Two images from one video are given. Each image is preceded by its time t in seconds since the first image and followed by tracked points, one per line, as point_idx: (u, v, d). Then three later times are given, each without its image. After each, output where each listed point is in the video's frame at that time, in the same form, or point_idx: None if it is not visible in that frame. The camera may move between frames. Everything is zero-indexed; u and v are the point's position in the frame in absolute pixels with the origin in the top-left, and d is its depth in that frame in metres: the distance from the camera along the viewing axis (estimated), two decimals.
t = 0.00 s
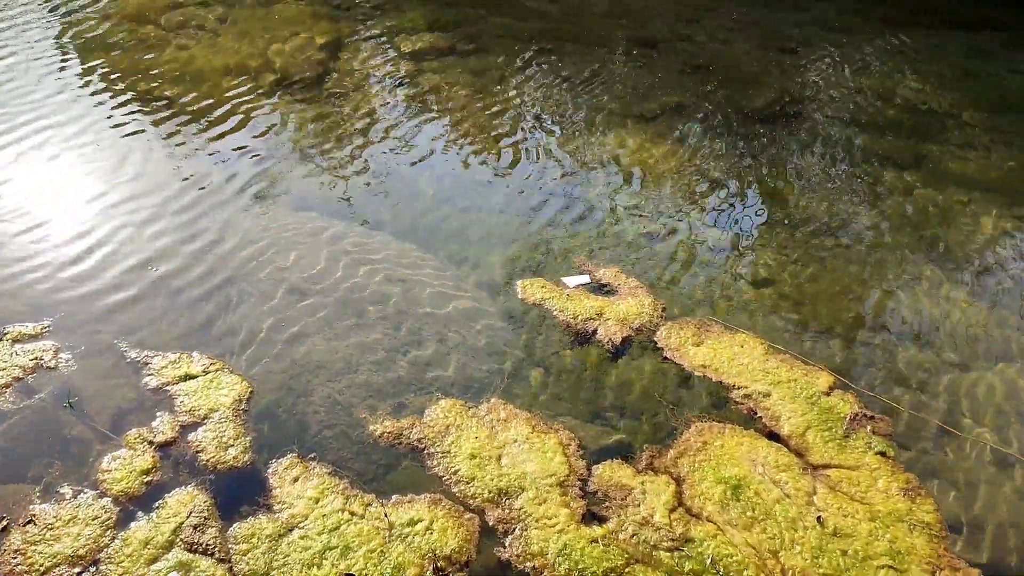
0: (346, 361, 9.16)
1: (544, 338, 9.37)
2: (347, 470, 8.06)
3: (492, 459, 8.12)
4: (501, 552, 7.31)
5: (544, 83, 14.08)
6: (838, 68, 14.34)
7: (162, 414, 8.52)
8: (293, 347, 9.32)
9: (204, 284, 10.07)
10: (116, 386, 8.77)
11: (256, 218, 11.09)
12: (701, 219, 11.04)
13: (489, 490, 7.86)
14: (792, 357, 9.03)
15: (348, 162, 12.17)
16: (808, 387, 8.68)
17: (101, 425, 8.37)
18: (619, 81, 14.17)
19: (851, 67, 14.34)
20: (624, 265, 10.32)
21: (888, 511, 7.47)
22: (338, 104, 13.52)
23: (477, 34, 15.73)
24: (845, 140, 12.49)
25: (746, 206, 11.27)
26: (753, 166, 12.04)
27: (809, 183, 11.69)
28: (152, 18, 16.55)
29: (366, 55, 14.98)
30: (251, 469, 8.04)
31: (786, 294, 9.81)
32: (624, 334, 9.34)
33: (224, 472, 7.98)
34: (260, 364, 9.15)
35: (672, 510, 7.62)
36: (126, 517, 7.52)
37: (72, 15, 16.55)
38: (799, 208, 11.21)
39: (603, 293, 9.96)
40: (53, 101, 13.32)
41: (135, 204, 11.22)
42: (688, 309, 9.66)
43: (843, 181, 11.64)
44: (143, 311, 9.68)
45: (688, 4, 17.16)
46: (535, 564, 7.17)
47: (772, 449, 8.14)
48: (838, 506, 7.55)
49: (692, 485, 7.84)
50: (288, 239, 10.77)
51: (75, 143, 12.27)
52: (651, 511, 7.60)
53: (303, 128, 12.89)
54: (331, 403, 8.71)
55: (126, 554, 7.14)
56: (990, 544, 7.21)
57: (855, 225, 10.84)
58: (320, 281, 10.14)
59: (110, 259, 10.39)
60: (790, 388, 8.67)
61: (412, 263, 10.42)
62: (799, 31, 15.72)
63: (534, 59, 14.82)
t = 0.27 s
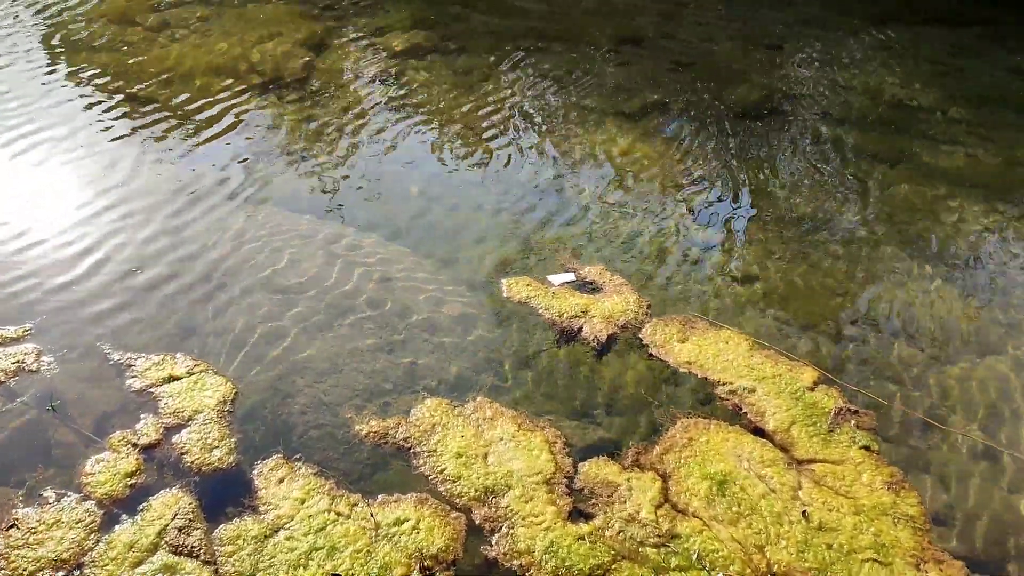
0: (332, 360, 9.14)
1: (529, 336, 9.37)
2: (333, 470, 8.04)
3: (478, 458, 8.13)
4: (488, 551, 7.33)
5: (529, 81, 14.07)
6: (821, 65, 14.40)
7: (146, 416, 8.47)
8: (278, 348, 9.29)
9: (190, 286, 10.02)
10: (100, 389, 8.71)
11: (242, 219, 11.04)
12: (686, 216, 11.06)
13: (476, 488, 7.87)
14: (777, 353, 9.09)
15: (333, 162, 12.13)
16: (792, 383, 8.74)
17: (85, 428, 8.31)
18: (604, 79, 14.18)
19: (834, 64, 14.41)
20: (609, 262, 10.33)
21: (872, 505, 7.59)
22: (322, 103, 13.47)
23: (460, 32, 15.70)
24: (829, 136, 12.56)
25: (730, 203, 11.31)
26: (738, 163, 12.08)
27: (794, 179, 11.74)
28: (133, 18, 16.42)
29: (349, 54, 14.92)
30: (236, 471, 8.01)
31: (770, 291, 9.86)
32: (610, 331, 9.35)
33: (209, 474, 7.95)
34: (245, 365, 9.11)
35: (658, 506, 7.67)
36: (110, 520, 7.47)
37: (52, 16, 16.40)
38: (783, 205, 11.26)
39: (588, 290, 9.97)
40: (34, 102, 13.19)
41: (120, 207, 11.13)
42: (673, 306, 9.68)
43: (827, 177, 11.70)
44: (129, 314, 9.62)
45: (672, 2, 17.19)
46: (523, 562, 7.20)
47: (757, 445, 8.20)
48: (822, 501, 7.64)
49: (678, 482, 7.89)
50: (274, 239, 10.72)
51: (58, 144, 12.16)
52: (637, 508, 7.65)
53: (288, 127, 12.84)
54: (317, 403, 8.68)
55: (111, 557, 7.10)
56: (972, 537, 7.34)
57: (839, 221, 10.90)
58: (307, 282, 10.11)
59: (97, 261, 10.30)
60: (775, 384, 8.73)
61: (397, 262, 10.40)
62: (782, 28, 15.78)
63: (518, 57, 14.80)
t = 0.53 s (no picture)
0: (317, 361, 9.11)
1: (514, 335, 9.36)
2: (318, 471, 8.02)
3: (463, 457, 8.12)
4: (473, 549, 7.33)
5: (513, 79, 14.05)
6: (804, 61, 14.45)
7: (128, 418, 8.42)
8: (262, 348, 9.25)
9: (174, 287, 9.97)
10: (82, 392, 8.65)
11: (226, 219, 10.98)
12: (670, 213, 11.08)
13: (461, 487, 7.86)
14: (760, 348, 9.13)
15: (317, 161, 12.08)
16: (776, 378, 8.78)
17: (67, 431, 8.25)
18: (587, 76, 14.17)
19: (817, 60, 14.47)
20: (593, 260, 10.33)
21: (856, 499, 7.65)
22: (305, 102, 13.41)
23: (444, 31, 15.66)
24: (812, 132, 12.60)
25: (715, 200, 11.33)
26: (722, 160, 12.10)
27: (777, 175, 11.78)
28: (114, 17, 16.28)
29: (331, 53, 14.85)
30: (220, 472, 7.97)
31: (754, 287, 9.89)
32: (594, 328, 9.36)
33: (192, 476, 7.91)
34: (229, 366, 9.07)
35: (644, 503, 7.70)
36: (92, 524, 7.42)
37: (32, 15, 16.24)
38: (767, 201, 11.30)
39: (573, 288, 9.98)
40: (16, 103, 13.07)
41: (104, 208, 11.05)
42: (657, 303, 9.70)
43: (811, 173, 11.74)
44: (113, 316, 9.55)
45: None
46: (508, 560, 7.20)
47: (741, 440, 8.23)
48: (806, 495, 7.69)
49: (663, 478, 7.92)
50: (259, 238, 10.67)
51: (40, 145, 12.06)
52: (622, 505, 7.67)
53: (271, 127, 12.77)
54: (301, 403, 8.66)
55: (93, 561, 7.05)
56: (954, 530, 7.42)
57: (822, 216, 10.95)
58: (291, 282, 10.06)
59: (81, 263, 10.21)
60: (758, 379, 8.77)
61: (382, 261, 10.37)
62: (765, 24, 15.82)
63: (502, 55, 14.78)
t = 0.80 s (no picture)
0: (299, 362, 9.07)
1: (496, 333, 9.35)
2: (300, 471, 7.98)
3: (446, 456, 8.10)
4: (456, 549, 7.32)
5: (494, 77, 14.04)
6: (785, 58, 14.51)
7: (107, 422, 8.35)
8: (244, 350, 9.20)
9: (156, 289, 9.90)
10: (60, 396, 8.57)
11: (208, 220, 10.92)
12: (652, 210, 11.10)
13: (443, 486, 7.85)
14: (742, 344, 9.16)
15: (298, 161, 12.03)
16: (758, 374, 8.81)
17: (45, 435, 8.17)
18: (569, 74, 14.17)
19: (797, 57, 14.53)
20: (575, 258, 10.33)
21: (837, 493, 7.71)
22: (285, 103, 13.34)
23: (424, 30, 15.61)
24: (793, 128, 12.66)
25: (696, 196, 11.36)
26: (704, 157, 12.14)
27: (759, 171, 11.82)
28: (91, 18, 16.13)
29: (311, 52, 14.78)
30: (200, 476, 7.91)
31: (736, 283, 9.93)
32: (576, 326, 9.37)
33: (173, 479, 7.85)
34: (210, 368, 9.01)
35: (626, 499, 7.71)
36: (71, 529, 7.35)
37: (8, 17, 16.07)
38: (749, 197, 11.34)
39: (555, 286, 9.97)
40: None
41: (86, 210, 10.95)
42: (639, 300, 9.72)
43: (792, 169, 11.79)
44: (94, 319, 9.47)
45: None
46: (491, 559, 7.19)
47: (724, 436, 8.26)
48: (788, 490, 7.73)
49: (645, 474, 7.94)
50: (240, 239, 10.62)
51: (21, 148, 11.94)
52: (605, 502, 7.68)
53: (252, 127, 12.70)
54: (283, 404, 8.62)
55: (71, 566, 6.99)
56: (933, 523, 7.51)
57: (803, 212, 11.01)
58: (273, 283, 10.01)
59: (62, 266, 10.12)
60: (740, 375, 8.80)
61: (364, 261, 10.33)
62: (746, 21, 15.87)
63: (483, 53, 14.75)
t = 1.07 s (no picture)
0: (278, 364, 9.01)
1: (476, 333, 9.33)
2: (279, 474, 7.93)
3: (426, 457, 8.07)
4: (437, 549, 7.30)
5: (474, 76, 14.00)
6: (763, 54, 14.55)
7: (84, 427, 8.27)
8: (223, 352, 9.13)
9: (134, 292, 9.80)
10: (36, 402, 8.47)
11: (187, 222, 10.82)
12: (633, 208, 11.10)
13: (424, 487, 7.82)
14: (722, 341, 9.18)
15: (278, 162, 11.95)
16: (738, 370, 8.84)
17: (20, 441, 8.07)
18: (549, 72, 14.15)
19: (776, 53, 14.57)
20: (555, 256, 10.32)
21: (817, 487, 7.75)
22: (264, 103, 13.24)
23: (403, 28, 15.54)
24: (772, 124, 12.70)
25: (677, 194, 11.37)
26: (684, 154, 12.15)
27: (739, 168, 11.85)
28: (66, 19, 15.95)
29: (289, 51, 14.67)
30: (178, 480, 7.84)
31: (716, 280, 9.95)
32: (557, 324, 9.35)
33: (150, 484, 7.78)
34: (188, 371, 8.94)
35: (608, 497, 7.71)
36: (47, 536, 7.27)
37: None
38: (728, 194, 11.37)
39: (535, 284, 9.96)
40: None
41: (63, 213, 10.84)
42: (619, 297, 9.72)
43: (771, 166, 11.83)
44: (71, 323, 9.38)
45: None
46: (472, 559, 7.18)
47: (704, 432, 8.28)
48: (768, 486, 7.76)
49: (626, 472, 7.94)
50: (219, 241, 10.55)
51: None
52: (586, 500, 7.67)
53: (231, 128, 12.60)
54: (262, 406, 8.57)
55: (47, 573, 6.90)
56: (912, 516, 7.57)
57: (783, 208, 11.04)
58: (252, 285, 9.94)
59: (39, 270, 10.02)
60: (720, 371, 8.82)
61: (344, 261, 10.28)
62: (725, 18, 15.90)
63: (462, 52, 14.70)
